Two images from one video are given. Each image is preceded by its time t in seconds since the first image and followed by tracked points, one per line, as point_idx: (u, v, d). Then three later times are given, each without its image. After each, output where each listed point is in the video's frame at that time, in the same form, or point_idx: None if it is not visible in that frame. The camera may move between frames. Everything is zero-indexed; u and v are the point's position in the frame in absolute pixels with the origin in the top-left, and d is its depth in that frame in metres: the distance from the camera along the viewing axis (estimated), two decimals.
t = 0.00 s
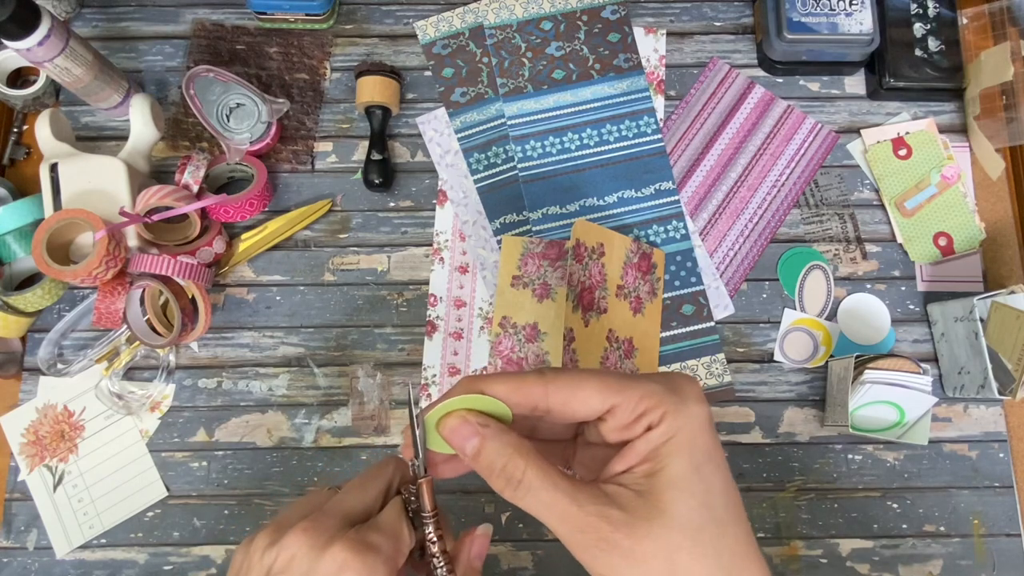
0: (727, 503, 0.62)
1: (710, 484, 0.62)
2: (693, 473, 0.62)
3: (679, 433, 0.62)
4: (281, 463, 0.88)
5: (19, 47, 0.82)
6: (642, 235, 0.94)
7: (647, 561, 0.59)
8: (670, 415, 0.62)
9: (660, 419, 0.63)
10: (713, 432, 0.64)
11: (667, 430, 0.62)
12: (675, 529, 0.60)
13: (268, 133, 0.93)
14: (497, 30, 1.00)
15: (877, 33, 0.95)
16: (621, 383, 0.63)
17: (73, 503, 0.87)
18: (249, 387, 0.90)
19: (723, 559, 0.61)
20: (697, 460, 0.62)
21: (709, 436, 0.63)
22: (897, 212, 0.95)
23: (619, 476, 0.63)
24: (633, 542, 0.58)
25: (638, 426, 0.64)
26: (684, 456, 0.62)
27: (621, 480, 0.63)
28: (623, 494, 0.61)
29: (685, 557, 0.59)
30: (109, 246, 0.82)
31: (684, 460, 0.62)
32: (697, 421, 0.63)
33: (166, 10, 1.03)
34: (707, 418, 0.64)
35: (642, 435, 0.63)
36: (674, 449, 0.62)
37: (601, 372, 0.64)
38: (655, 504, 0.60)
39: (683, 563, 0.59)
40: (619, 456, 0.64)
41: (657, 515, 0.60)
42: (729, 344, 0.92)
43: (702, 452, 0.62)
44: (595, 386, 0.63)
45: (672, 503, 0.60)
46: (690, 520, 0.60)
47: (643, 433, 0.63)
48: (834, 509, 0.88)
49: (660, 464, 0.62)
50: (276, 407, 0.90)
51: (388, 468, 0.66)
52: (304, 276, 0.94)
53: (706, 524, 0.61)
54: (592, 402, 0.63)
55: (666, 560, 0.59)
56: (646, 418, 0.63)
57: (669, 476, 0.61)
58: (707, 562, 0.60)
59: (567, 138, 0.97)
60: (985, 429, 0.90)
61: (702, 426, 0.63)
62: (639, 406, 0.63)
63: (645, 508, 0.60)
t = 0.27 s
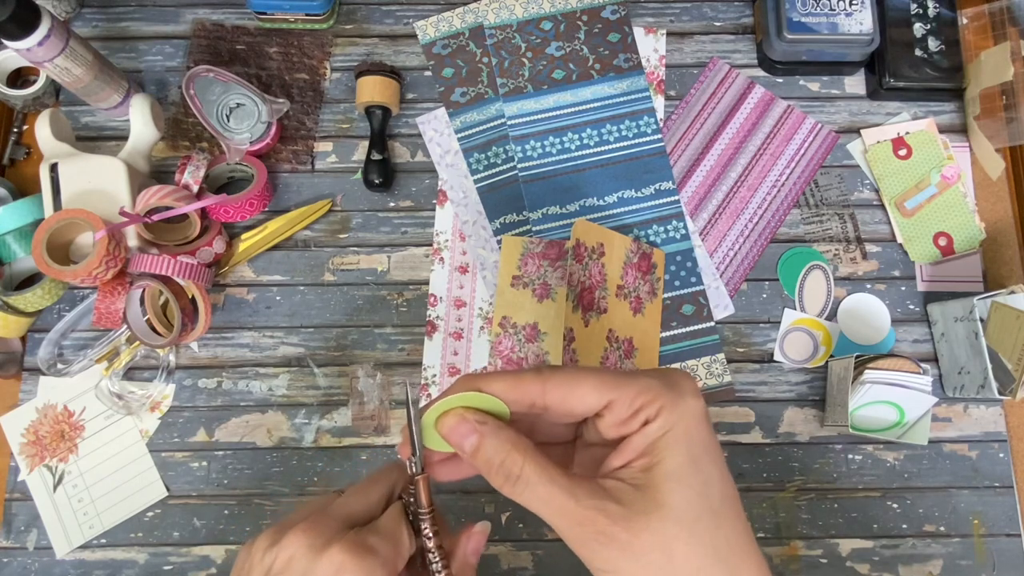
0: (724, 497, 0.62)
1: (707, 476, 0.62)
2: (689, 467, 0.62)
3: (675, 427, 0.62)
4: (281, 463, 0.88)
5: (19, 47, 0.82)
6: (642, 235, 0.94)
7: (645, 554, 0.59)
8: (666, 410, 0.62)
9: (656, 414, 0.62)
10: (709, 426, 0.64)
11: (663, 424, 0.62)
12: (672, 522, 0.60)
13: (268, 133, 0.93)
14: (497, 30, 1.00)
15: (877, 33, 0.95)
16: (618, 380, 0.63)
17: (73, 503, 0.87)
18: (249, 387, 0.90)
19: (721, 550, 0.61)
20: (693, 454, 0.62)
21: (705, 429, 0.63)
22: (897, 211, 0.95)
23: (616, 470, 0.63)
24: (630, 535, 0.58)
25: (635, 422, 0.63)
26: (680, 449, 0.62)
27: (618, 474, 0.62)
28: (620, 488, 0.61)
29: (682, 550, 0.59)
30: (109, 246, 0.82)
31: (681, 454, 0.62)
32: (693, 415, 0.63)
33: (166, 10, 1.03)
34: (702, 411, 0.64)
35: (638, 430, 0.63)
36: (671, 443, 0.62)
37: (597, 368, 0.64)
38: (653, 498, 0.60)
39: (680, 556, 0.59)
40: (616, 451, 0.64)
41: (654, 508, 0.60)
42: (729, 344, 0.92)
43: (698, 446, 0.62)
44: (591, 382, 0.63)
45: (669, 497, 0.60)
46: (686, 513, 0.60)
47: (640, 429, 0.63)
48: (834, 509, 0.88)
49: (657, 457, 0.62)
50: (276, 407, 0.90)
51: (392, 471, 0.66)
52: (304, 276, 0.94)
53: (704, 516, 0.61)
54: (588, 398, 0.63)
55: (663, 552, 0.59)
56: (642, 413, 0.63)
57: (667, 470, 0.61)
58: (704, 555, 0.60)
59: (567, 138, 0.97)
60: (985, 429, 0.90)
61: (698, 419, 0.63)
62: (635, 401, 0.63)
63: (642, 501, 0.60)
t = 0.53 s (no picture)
0: (729, 493, 0.62)
1: (712, 472, 0.62)
2: (693, 460, 0.61)
3: (682, 420, 0.62)
4: (281, 463, 0.88)
5: (19, 47, 0.82)
6: (642, 236, 0.94)
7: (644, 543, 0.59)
8: (674, 403, 0.62)
9: (664, 406, 0.62)
10: (716, 421, 0.64)
11: (670, 417, 0.62)
12: (673, 512, 0.59)
13: (268, 133, 0.93)
14: (497, 30, 1.00)
15: (877, 33, 0.95)
16: (628, 369, 0.63)
17: (73, 503, 0.87)
18: (249, 387, 0.90)
19: (723, 547, 0.60)
20: (698, 448, 0.62)
21: (712, 424, 0.63)
22: (898, 211, 0.95)
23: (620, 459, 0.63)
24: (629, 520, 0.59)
25: (642, 412, 0.63)
26: (685, 442, 0.62)
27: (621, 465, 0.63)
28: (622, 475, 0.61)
29: (682, 541, 0.59)
30: (109, 246, 0.82)
31: (685, 447, 0.62)
32: (700, 410, 0.63)
33: (166, 10, 1.03)
34: (710, 408, 0.63)
35: (645, 421, 0.63)
36: (676, 435, 0.62)
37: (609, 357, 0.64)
38: (654, 487, 0.60)
39: (680, 547, 0.59)
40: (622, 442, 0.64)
41: (655, 497, 0.60)
42: (729, 344, 0.92)
43: (704, 440, 0.62)
44: (602, 370, 0.63)
45: (671, 487, 0.60)
46: (688, 505, 0.60)
47: (646, 419, 0.63)
48: (834, 509, 0.88)
49: (662, 449, 0.62)
50: (276, 407, 0.90)
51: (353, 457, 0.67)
52: (304, 276, 0.94)
53: (706, 511, 0.60)
54: (596, 385, 0.64)
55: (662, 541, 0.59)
56: (650, 404, 0.63)
57: (670, 461, 0.61)
58: (706, 548, 0.60)
59: (567, 138, 0.97)
60: (985, 429, 0.90)
61: (706, 415, 0.63)
62: (644, 392, 0.63)
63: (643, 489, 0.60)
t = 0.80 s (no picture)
0: (722, 485, 0.61)
1: (703, 461, 0.62)
2: (686, 450, 0.61)
3: (672, 410, 0.63)
4: (280, 463, 0.88)
5: (19, 47, 0.82)
6: (642, 236, 0.94)
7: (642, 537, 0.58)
8: (664, 390, 0.63)
9: (655, 389, 0.63)
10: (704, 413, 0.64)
11: (662, 403, 0.63)
12: (668, 503, 0.59)
13: (268, 133, 0.93)
14: (497, 30, 1.00)
15: (877, 33, 0.95)
16: (629, 344, 0.65)
17: (73, 503, 0.87)
18: (249, 387, 0.90)
19: (721, 537, 0.59)
20: (689, 439, 0.62)
21: (701, 415, 0.63)
22: (897, 211, 0.95)
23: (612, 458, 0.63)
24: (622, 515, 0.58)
25: (636, 391, 0.65)
26: (677, 432, 0.62)
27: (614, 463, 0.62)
28: (614, 473, 0.61)
29: (679, 534, 0.58)
30: (109, 246, 0.82)
31: (676, 437, 0.62)
32: (688, 400, 0.63)
33: (166, 10, 1.03)
34: (698, 396, 0.64)
35: (637, 401, 0.64)
36: (666, 425, 0.62)
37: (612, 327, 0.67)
38: (646, 481, 0.60)
39: (677, 541, 0.58)
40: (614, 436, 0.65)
41: (648, 490, 0.59)
42: (729, 344, 0.92)
43: (693, 431, 0.62)
44: (604, 339, 0.65)
45: (664, 478, 0.60)
46: (683, 496, 0.59)
47: (638, 400, 0.64)
48: (833, 509, 0.88)
49: (654, 438, 0.62)
50: (276, 407, 0.90)
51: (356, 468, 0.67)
52: (303, 276, 0.94)
53: (700, 501, 0.60)
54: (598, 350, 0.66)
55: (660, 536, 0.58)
56: (643, 386, 0.64)
57: (662, 453, 0.61)
58: (705, 542, 0.58)
59: (567, 138, 0.97)
60: (985, 429, 0.90)
61: (694, 403, 0.64)
62: (641, 370, 0.65)
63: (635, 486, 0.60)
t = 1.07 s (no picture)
0: (716, 476, 0.62)
1: (697, 452, 0.62)
2: (681, 442, 0.62)
3: (668, 404, 0.63)
4: (281, 463, 0.88)
5: (19, 47, 0.82)
6: (642, 235, 0.94)
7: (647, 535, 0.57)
8: (658, 387, 0.62)
9: (649, 391, 0.63)
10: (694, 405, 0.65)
11: (657, 401, 0.63)
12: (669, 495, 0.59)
13: (268, 133, 0.93)
14: (497, 30, 1.00)
15: (877, 33, 0.95)
16: (610, 359, 0.63)
17: (73, 503, 0.87)
18: (249, 387, 0.90)
19: (719, 529, 0.59)
20: (683, 430, 0.62)
21: (692, 406, 0.64)
22: (897, 211, 0.95)
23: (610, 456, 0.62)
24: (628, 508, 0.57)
25: (628, 400, 0.63)
26: (672, 426, 0.62)
27: (614, 460, 0.62)
28: (616, 470, 0.61)
29: (682, 526, 0.58)
30: (109, 246, 0.82)
31: (672, 430, 0.62)
32: (681, 393, 0.64)
33: (166, 10, 1.03)
34: (689, 389, 0.64)
35: (632, 409, 0.63)
36: (663, 420, 0.62)
37: (593, 348, 0.63)
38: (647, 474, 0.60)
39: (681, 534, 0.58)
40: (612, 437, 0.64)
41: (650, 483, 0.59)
42: (729, 344, 0.92)
43: (686, 422, 0.63)
44: (590, 360, 0.62)
45: (663, 471, 0.60)
46: (682, 488, 0.59)
47: (633, 407, 0.63)
48: (833, 510, 0.88)
49: (651, 435, 0.62)
50: (276, 407, 0.90)
51: (372, 463, 0.66)
52: (303, 275, 0.94)
53: (699, 494, 0.60)
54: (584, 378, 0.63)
55: (664, 529, 0.57)
56: (635, 391, 0.63)
57: (660, 446, 0.61)
58: (706, 534, 0.58)
59: (567, 138, 0.97)
60: (985, 429, 0.90)
61: (686, 396, 0.64)
62: (629, 379, 0.63)
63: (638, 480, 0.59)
